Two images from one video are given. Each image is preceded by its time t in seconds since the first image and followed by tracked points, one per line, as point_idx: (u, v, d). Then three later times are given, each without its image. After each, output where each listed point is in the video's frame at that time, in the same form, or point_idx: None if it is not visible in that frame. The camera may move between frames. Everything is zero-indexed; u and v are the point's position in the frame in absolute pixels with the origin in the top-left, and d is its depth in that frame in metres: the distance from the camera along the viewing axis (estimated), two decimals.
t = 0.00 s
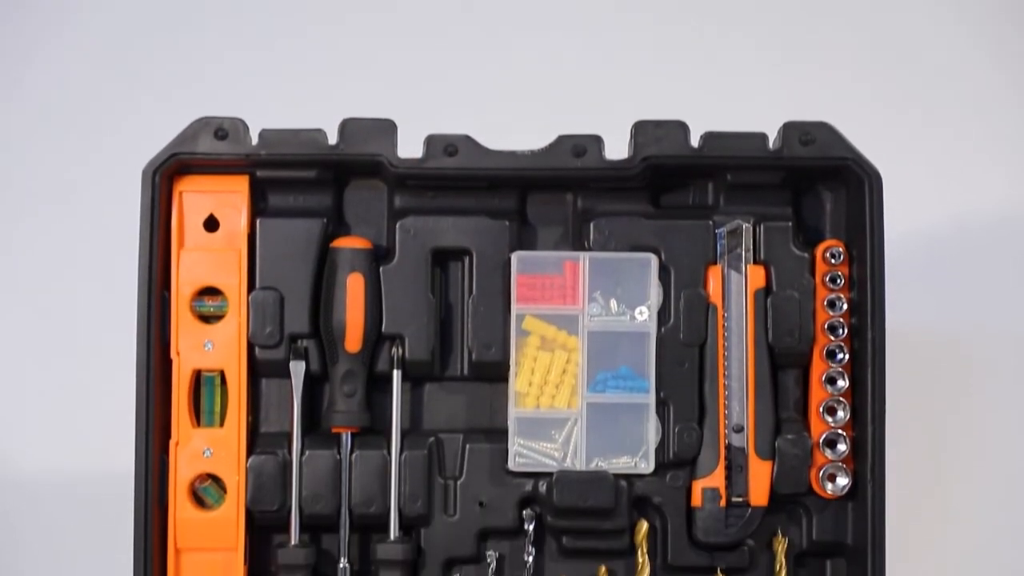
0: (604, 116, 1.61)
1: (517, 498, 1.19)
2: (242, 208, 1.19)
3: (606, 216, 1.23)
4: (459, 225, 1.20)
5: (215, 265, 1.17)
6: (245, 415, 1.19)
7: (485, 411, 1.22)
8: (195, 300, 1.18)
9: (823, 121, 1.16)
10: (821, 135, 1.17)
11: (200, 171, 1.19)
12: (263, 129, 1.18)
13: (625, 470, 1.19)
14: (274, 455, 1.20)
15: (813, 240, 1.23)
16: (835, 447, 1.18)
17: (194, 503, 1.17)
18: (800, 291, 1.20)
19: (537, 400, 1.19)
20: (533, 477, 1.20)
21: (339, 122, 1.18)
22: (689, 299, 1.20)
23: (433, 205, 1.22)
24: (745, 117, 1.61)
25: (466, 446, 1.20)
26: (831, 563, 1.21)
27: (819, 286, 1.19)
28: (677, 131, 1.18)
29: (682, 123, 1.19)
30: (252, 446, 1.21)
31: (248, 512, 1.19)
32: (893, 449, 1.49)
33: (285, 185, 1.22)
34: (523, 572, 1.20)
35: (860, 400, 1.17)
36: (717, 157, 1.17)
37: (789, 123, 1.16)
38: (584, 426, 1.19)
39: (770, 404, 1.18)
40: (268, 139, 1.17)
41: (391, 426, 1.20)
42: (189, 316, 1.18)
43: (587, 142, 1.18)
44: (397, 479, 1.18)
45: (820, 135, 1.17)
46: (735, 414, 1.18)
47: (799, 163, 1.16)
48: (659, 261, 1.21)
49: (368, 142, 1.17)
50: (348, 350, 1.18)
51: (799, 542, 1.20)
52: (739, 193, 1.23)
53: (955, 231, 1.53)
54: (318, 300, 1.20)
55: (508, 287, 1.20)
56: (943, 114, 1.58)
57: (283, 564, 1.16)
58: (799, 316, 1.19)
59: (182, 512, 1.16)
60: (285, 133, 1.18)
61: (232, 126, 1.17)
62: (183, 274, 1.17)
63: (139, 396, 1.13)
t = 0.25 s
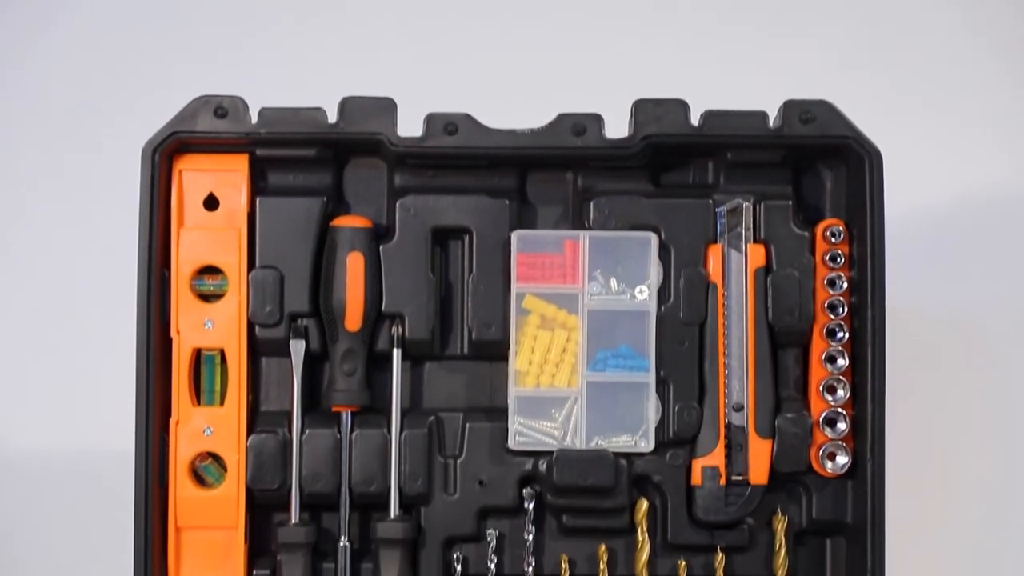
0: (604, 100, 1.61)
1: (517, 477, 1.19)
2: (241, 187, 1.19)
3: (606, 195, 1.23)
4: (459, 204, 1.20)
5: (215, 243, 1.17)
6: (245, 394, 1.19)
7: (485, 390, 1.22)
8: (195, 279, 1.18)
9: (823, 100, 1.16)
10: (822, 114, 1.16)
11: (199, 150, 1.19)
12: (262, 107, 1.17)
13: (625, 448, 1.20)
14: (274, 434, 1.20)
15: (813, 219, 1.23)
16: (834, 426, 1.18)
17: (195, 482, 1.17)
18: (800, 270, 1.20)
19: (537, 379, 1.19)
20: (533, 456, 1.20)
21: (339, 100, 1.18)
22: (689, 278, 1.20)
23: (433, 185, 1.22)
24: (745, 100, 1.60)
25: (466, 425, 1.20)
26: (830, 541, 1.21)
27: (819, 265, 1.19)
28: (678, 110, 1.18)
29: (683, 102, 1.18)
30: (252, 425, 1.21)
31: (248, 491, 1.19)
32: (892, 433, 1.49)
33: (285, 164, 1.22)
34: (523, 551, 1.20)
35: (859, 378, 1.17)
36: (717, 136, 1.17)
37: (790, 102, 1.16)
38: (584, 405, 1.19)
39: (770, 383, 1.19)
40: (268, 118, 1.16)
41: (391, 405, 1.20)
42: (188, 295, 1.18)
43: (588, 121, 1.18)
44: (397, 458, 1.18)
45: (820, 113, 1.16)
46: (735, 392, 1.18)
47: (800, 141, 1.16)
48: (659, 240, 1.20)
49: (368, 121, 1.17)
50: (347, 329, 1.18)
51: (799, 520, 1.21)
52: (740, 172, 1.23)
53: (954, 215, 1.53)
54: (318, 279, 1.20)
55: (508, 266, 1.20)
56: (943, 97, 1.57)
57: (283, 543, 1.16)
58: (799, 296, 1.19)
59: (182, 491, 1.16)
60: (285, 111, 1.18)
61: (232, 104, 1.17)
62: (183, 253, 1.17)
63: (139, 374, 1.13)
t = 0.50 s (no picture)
0: (604, 83, 1.60)
1: (517, 456, 1.19)
2: (241, 166, 1.19)
3: (606, 174, 1.22)
4: (459, 183, 1.20)
5: (215, 223, 1.17)
6: (245, 374, 1.19)
7: (485, 369, 1.22)
8: (195, 258, 1.18)
9: (824, 79, 1.15)
10: (822, 93, 1.16)
11: (199, 129, 1.19)
12: (262, 86, 1.17)
13: (626, 428, 1.20)
14: (274, 414, 1.19)
15: (814, 199, 1.23)
16: (834, 406, 1.18)
17: (195, 461, 1.17)
18: (801, 250, 1.20)
19: (537, 358, 1.19)
20: (533, 435, 1.20)
21: (339, 79, 1.17)
22: (690, 257, 1.20)
23: (433, 165, 1.22)
24: (745, 83, 1.60)
25: (466, 405, 1.20)
26: (830, 520, 1.21)
27: (820, 245, 1.18)
28: (678, 89, 1.17)
29: (683, 81, 1.18)
30: (252, 405, 1.21)
31: (248, 471, 1.19)
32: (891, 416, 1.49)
33: (285, 144, 1.22)
34: (523, 531, 1.20)
35: (859, 357, 1.17)
36: (718, 115, 1.17)
37: (790, 81, 1.16)
38: (584, 384, 1.19)
39: (770, 362, 1.18)
40: (267, 97, 1.16)
41: (391, 385, 1.20)
42: (188, 275, 1.18)
43: (588, 100, 1.17)
44: (397, 437, 1.18)
45: (820, 92, 1.16)
46: (735, 372, 1.18)
47: (800, 120, 1.16)
48: (659, 220, 1.20)
49: (368, 100, 1.17)
50: (348, 309, 1.18)
51: (799, 500, 1.21)
52: (740, 151, 1.23)
53: (955, 197, 1.53)
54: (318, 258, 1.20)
55: (508, 246, 1.20)
56: (936, 78, 1.57)
57: (283, 522, 1.16)
58: (800, 276, 1.19)
59: (182, 470, 1.16)
60: (285, 91, 1.18)
61: (232, 84, 1.16)
62: (183, 232, 1.17)
63: (139, 353, 1.13)
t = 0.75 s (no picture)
0: (604, 63, 1.59)
1: (517, 436, 1.19)
2: (240, 146, 1.19)
3: (606, 154, 1.22)
4: (459, 163, 1.20)
5: (215, 202, 1.17)
6: (245, 354, 1.19)
7: (486, 349, 1.22)
8: (195, 238, 1.18)
9: (824, 58, 1.15)
10: (822, 73, 1.16)
11: (198, 109, 1.18)
12: (261, 66, 1.17)
13: (625, 408, 1.20)
14: (274, 393, 1.19)
15: (814, 179, 1.22)
16: (834, 385, 1.18)
17: (195, 441, 1.17)
18: (800, 230, 1.19)
19: (537, 338, 1.19)
20: (533, 415, 1.20)
21: (339, 59, 1.17)
22: (690, 238, 1.19)
23: (433, 145, 1.21)
24: (746, 65, 1.59)
25: (466, 385, 1.20)
26: (829, 500, 1.21)
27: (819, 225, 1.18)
28: (678, 69, 1.17)
29: (683, 61, 1.18)
30: (252, 384, 1.21)
31: (248, 451, 1.19)
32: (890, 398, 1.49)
33: (284, 123, 1.21)
34: (523, 510, 1.20)
35: (859, 337, 1.17)
36: (718, 95, 1.16)
37: (790, 60, 1.16)
38: (584, 364, 1.19)
39: (770, 341, 1.19)
40: (267, 77, 1.16)
41: (391, 364, 1.20)
42: (188, 255, 1.18)
43: (588, 80, 1.17)
44: (397, 417, 1.18)
45: (820, 72, 1.16)
46: (735, 351, 1.18)
47: (800, 100, 1.16)
48: (659, 200, 1.20)
49: (367, 79, 1.17)
50: (348, 289, 1.18)
51: (798, 480, 1.21)
52: (741, 131, 1.23)
53: (955, 179, 1.52)
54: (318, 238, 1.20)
55: (508, 226, 1.20)
56: (937, 60, 1.56)
57: (283, 501, 1.16)
58: (800, 256, 1.19)
59: (182, 449, 1.16)
60: (284, 70, 1.17)
61: (231, 63, 1.16)
62: (182, 212, 1.17)
63: (139, 332, 1.13)
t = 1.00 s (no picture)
0: (605, 43, 1.59)
1: (517, 415, 1.20)
2: (240, 125, 1.19)
3: (606, 133, 1.22)
4: (458, 142, 1.19)
5: (215, 181, 1.17)
6: (244, 333, 1.19)
7: (486, 328, 1.22)
8: (195, 217, 1.18)
9: (825, 36, 1.15)
10: (823, 51, 1.16)
11: (197, 88, 1.18)
12: (260, 44, 1.16)
13: (625, 387, 1.20)
14: (274, 372, 1.19)
15: (814, 158, 1.22)
16: (833, 364, 1.18)
17: (194, 420, 1.17)
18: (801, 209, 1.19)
19: (536, 317, 1.19)
20: (533, 394, 1.20)
21: (338, 37, 1.17)
22: (690, 216, 1.19)
23: (433, 124, 1.21)
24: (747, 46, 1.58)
25: (466, 363, 1.20)
26: (829, 478, 1.21)
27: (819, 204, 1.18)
28: (679, 47, 1.17)
29: (683, 40, 1.18)
30: (251, 363, 1.21)
31: (248, 429, 1.19)
32: (888, 388, 1.46)
33: (283, 102, 1.21)
34: (523, 489, 1.20)
35: (859, 316, 1.17)
36: (717, 74, 1.16)
37: (791, 38, 1.15)
38: (584, 343, 1.19)
39: (769, 320, 1.19)
40: (266, 55, 1.15)
41: (390, 343, 1.20)
42: (188, 233, 1.18)
43: (588, 58, 1.17)
44: (396, 396, 1.18)
45: (821, 51, 1.16)
46: (735, 330, 1.18)
47: (800, 79, 1.15)
48: (659, 179, 1.20)
49: (367, 58, 1.16)
50: (347, 268, 1.18)
51: (797, 458, 1.21)
52: (741, 110, 1.23)
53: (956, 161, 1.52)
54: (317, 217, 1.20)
55: (508, 205, 1.20)
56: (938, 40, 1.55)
57: (283, 480, 1.16)
58: (800, 235, 1.19)
59: (181, 428, 1.16)
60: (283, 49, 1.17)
61: (230, 41, 1.16)
62: (182, 190, 1.17)
63: (138, 310, 1.12)
